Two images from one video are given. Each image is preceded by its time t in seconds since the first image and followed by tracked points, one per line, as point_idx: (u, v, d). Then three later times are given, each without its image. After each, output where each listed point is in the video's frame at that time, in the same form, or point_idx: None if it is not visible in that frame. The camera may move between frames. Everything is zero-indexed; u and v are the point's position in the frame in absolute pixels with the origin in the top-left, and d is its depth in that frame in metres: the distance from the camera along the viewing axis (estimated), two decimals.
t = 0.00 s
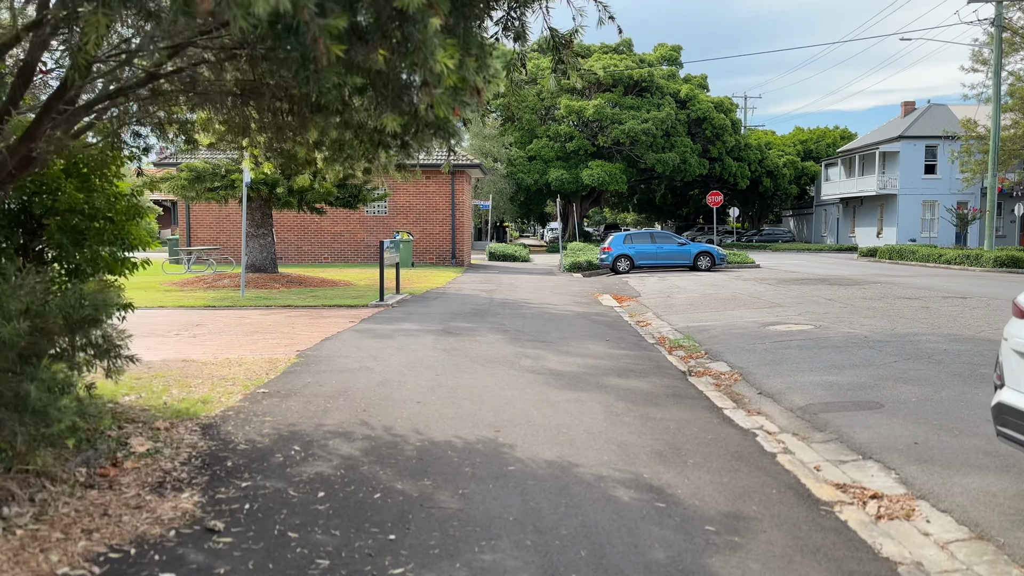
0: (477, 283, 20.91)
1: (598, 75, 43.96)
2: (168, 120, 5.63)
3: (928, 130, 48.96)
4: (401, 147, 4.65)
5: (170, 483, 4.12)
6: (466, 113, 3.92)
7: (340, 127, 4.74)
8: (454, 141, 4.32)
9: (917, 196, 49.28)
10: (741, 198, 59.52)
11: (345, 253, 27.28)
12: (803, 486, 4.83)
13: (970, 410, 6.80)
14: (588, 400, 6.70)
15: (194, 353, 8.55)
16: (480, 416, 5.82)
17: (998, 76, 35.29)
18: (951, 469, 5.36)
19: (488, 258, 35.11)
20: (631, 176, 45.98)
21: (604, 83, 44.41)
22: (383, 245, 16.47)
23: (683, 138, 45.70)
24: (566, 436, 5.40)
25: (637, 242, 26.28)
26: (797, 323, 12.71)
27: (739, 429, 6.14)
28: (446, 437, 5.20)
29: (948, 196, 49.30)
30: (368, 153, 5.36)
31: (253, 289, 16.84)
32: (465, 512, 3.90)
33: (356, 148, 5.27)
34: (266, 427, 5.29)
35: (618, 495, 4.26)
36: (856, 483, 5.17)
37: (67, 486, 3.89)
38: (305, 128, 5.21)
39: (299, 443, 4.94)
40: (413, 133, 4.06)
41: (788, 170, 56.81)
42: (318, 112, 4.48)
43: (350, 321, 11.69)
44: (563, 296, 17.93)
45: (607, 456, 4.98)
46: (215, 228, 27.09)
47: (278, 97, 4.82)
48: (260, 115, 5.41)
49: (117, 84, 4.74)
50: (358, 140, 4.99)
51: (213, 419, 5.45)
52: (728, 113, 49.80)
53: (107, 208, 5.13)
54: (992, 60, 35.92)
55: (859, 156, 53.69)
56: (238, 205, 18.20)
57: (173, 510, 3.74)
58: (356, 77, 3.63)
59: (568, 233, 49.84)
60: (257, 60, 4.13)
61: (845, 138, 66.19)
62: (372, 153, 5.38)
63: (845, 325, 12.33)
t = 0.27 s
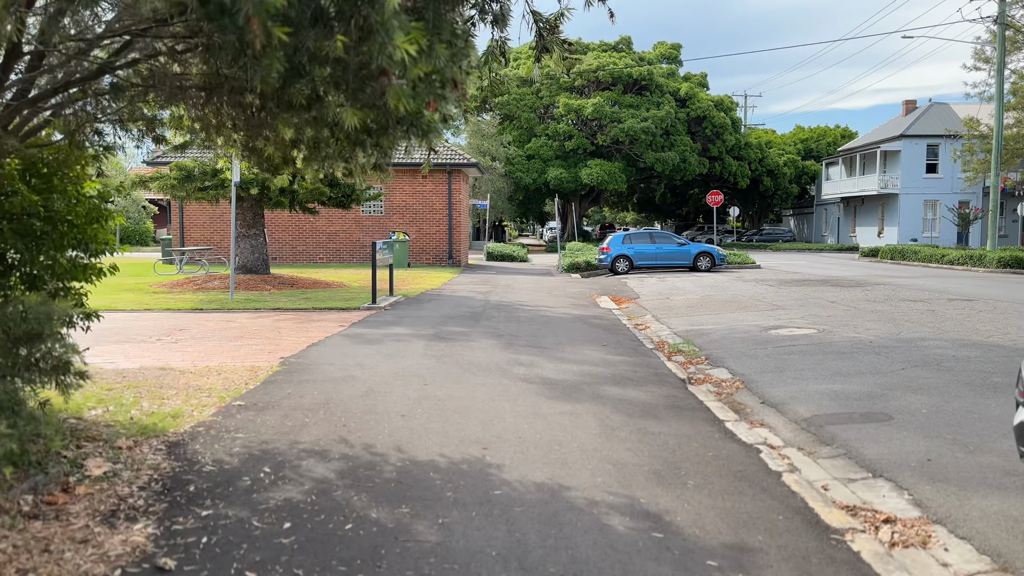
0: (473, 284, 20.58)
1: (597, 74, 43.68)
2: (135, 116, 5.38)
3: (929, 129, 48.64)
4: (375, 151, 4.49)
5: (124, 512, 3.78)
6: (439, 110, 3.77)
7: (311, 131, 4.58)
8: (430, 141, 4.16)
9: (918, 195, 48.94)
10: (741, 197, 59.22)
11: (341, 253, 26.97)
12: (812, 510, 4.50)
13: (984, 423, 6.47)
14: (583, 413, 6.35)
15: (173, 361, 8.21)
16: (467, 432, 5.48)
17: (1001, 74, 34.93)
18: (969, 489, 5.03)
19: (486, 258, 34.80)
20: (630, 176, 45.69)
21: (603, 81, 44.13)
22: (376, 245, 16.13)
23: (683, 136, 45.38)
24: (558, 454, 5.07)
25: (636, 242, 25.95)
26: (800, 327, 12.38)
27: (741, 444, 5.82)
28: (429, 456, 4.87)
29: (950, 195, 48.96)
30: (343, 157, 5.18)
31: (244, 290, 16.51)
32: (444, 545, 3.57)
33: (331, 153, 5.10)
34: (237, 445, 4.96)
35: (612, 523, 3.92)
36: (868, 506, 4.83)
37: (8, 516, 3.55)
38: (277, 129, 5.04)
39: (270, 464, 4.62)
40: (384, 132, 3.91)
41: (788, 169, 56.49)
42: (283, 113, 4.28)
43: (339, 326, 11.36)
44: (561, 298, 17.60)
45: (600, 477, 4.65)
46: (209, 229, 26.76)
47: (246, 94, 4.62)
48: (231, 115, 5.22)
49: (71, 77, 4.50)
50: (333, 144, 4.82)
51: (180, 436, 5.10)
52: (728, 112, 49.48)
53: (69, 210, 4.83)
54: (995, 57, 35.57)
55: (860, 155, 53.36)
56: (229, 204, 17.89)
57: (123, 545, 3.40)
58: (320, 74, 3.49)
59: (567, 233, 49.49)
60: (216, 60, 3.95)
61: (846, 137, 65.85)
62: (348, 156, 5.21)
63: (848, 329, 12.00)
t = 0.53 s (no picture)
0: (471, 282, 20.24)
1: (597, 71, 43.32)
2: (100, 89, 5.20)
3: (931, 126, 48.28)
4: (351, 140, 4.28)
5: (76, 531, 3.45)
6: (415, 88, 3.59)
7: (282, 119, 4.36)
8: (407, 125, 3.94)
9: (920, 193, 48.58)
10: (742, 195, 58.88)
11: (338, 251, 26.63)
12: (828, 525, 4.16)
13: (1004, 428, 6.13)
14: (581, 417, 6.01)
15: (154, 362, 7.87)
16: (457, 439, 5.14)
17: (1005, 70, 34.57)
18: (994, 500, 4.69)
19: (484, 256, 34.46)
20: (630, 173, 45.36)
21: (603, 78, 43.72)
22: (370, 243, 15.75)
23: (683, 134, 45.05)
24: (554, 464, 4.73)
25: (636, 240, 25.61)
26: (805, 326, 12.04)
27: (749, 451, 5.48)
28: (416, 465, 4.54)
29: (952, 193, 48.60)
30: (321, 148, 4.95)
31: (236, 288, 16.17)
32: (426, 568, 3.23)
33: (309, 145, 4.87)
34: (210, 454, 4.62)
35: (612, 542, 3.58)
36: (886, 519, 4.48)
37: None
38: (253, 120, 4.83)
39: (244, 475, 4.28)
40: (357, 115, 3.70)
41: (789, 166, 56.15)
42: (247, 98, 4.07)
43: (330, 324, 11.02)
44: (560, 296, 17.27)
45: (599, 489, 4.31)
46: (204, 225, 26.40)
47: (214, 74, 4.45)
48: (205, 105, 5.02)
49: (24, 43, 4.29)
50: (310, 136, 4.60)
51: (149, 444, 4.76)
52: (729, 109, 49.13)
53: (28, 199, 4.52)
54: (998, 53, 35.21)
55: (862, 152, 52.98)
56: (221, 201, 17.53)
57: (69, 571, 3.07)
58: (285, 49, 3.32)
59: (566, 231, 49.14)
60: (175, 32, 3.77)
61: (847, 135, 65.51)
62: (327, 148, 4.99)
63: (855, 328, 11.66)
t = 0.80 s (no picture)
0: (469, 283, 19.91)
1: (597, 68, 42.91)
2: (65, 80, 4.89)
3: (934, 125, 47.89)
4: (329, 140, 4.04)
5: (22, 571, 3.12)
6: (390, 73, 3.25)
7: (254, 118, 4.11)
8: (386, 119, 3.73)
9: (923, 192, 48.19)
10: (743, 194, 58.50)
11: (335, 251, 26.31)
12: (848, 555, 3.83)
13: None
14: (581, 431, 5.68)
15: (136, 370, 7.55)
16: (448, 457, 4.81)
17: (1011, 69, 34.17)
18: None
19: (484, 255, 34.14)
20: (630, 172, 45.00)
21: (603, 76, 43.29)
22: (366, 244, 15.43)
23: (684, 132, 44.68)
24: (551, 485, 4.40)
25: (637, 240, 25.27)
26: (811, 330, 11.70)
27: (759, 470, 5.15)
28: (402, 489, 4.20)
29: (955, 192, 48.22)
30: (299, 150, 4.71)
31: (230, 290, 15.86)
32: None
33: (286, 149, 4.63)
34: (180, 477, 4.29)
35: None
36: (909, 546, 4.16)
37: None
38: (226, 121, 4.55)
39: (215, 501, 3.96)
40: (330, 109, 3.40)
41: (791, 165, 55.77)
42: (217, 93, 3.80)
43: (322, 328, 10.68)
44: (559, 298, 16.93)
45: (600, 516, 3.98)
46: (200, 225, 26.06)
47: (183, 64, 4.15)
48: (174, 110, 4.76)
49: None
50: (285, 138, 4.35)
51: (117, 464, 4.44)
52: (731, 107, 48.75)
53: None
54: (1004, 51, 34.81)
55: (864, 151, 52.59)
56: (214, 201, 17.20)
57: None
58: (245, 37, 3.07)
59: (567, 230, 48.79)
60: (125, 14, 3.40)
61: (849, 133, 65.11)
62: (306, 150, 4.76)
63: (864, 333, 11.33)
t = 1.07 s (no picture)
0: (468, 281, 19.55)
1: (599, 65, 42.54)
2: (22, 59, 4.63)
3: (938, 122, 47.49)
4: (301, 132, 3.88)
5: None
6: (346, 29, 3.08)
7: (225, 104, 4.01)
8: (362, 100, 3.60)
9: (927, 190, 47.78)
10: (745, 192, 58.21)
11: (333, 249, 25.97)
12: None
13: None
14: (581, 438, 5.34)
15: (115, 371, 7.22)
16: (438, 467, 4.47)
17: (1017, 65, 33.71)
18: None
19: (484, 253, 33.81)
20: (632, 169, 44.64)
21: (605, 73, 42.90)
22: (362, 240, 15.08)
23: (686, 129, 44.30)
24: (549, 498, 4.06)
25: (638, 237, 24.92)
26: (819, 329, 11.35)
27: (772, 480, 4.80)
28: (385, 501, 3.86)
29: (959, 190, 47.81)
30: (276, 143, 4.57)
31: (223, 288, 15.53)
32: None
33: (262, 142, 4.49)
34: (146, 490, 3.95)
35: None
36: (935, 565, 3.82)
37: None
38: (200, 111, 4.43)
39: (180, 518, 3.62)
40: (284, 72, 3.22)
41: (793, 163, 55.39)
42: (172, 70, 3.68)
43: (314, 327, 10.35)
44: (560, 296, 16.60)
45: (602, 533, 3.64)
46: (196, 221, 25.73)
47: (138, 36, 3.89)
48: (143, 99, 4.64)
49: None
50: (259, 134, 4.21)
51: (78, 476, 4.10)
52: (733, 104, 48.37)
53: None
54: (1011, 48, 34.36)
55: (867, 148, 52.18)
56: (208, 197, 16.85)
57: None
58: None
59: (568, 229, 48.44)
60: None
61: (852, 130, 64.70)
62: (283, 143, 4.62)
63: (874, 332, 10.97)
